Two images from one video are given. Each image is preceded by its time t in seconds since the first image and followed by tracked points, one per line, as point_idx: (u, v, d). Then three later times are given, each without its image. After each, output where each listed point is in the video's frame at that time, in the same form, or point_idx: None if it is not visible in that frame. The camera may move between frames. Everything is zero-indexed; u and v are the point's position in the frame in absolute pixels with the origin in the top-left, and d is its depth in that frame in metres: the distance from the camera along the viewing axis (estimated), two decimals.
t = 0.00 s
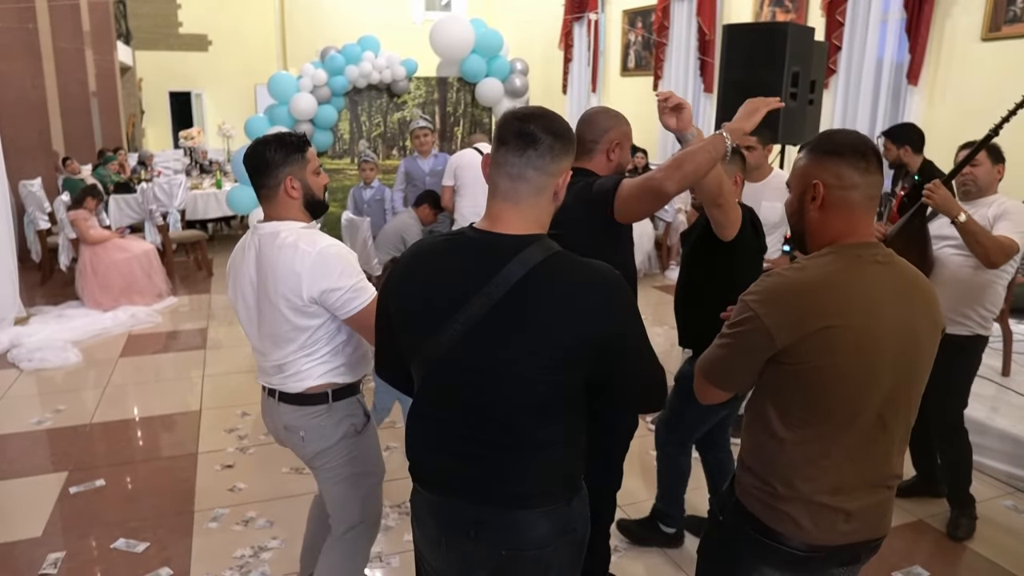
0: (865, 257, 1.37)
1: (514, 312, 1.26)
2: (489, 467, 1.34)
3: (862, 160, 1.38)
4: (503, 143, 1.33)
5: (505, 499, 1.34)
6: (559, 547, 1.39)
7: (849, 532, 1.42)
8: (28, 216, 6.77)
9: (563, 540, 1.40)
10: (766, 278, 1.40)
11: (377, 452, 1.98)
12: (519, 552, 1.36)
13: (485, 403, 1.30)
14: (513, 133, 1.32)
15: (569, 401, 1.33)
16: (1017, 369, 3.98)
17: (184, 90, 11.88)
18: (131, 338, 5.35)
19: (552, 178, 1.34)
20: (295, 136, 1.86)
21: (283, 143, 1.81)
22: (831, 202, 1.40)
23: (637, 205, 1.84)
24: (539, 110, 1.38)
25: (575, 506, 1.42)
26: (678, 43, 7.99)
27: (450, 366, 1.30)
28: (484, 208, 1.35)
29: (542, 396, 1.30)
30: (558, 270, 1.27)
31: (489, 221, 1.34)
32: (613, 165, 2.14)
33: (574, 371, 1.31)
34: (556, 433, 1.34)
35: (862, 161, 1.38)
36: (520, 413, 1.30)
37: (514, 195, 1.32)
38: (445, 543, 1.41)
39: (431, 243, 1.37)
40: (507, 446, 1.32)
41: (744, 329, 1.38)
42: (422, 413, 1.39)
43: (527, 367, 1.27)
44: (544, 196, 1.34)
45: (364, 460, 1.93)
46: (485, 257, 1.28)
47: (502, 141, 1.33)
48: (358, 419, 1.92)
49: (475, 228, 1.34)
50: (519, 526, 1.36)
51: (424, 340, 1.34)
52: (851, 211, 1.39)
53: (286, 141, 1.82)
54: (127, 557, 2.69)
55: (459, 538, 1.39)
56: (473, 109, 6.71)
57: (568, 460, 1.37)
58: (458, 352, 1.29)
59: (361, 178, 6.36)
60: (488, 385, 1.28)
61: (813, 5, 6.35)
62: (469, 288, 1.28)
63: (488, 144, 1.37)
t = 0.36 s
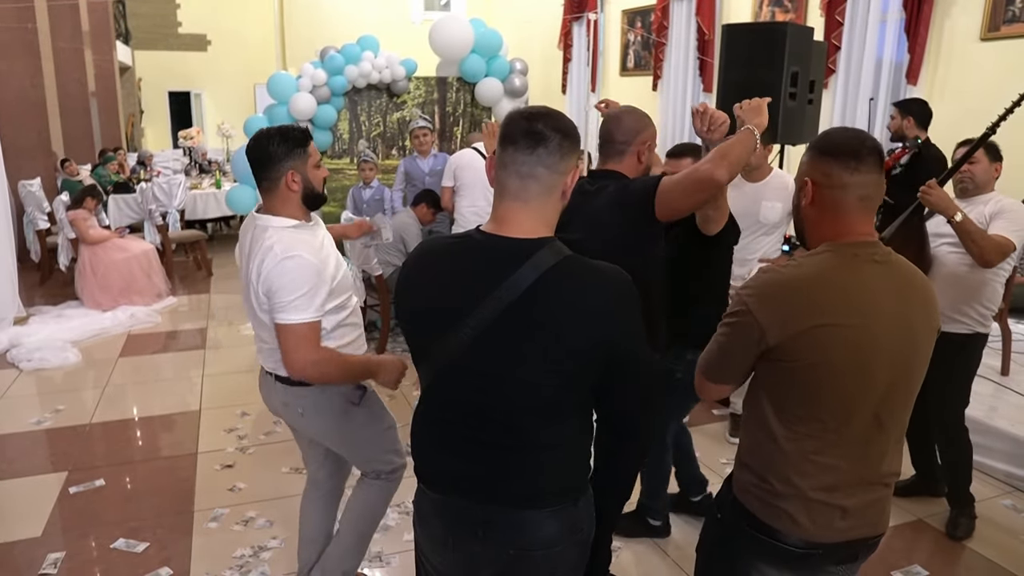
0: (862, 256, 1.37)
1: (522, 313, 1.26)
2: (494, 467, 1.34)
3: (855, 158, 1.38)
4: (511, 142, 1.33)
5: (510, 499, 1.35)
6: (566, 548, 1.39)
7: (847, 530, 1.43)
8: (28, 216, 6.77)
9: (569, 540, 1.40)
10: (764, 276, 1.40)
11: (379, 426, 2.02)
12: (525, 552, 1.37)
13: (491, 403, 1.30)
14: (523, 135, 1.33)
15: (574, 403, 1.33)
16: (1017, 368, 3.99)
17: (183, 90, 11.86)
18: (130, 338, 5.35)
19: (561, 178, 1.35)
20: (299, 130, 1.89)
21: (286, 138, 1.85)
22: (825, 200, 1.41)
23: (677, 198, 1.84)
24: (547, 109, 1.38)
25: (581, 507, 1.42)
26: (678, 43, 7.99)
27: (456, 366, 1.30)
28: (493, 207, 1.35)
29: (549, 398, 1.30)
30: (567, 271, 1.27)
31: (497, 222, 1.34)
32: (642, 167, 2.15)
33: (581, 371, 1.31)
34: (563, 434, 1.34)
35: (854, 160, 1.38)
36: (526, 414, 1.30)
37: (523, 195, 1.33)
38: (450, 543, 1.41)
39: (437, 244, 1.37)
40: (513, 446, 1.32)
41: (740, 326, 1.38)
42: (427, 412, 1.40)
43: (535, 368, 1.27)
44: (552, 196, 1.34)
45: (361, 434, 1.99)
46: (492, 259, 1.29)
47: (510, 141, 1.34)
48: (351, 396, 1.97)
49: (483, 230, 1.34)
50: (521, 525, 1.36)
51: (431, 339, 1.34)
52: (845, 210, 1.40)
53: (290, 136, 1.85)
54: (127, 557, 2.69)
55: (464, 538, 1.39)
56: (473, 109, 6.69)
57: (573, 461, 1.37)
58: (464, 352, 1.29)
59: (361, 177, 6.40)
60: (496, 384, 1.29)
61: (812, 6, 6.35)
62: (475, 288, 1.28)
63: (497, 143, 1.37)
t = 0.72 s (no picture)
0: (859, 255, 1.37)
1: (525, 315, 1.26)
2: (497, 468, 1.34)
3: (854, 159, 1.38)
4: (518, 143, 1.34)
5: (512, 500, 1.35)
6: (568, 548, 1.40)
7: (844, 529, 1.43)
8: (27, 216, 6.77)
9: (572, 541, 1.41)
10: (762, 276, 1.41)
11: (359, 430, 2.01)
12: (526, 553, 1.37)
13: (493, 404, 1.30)
14: (530, 136, 1.33)
15: (575, 403, 1.33)
16: (1016, 368, 4.00)
17: (182, 90, 11.86)
18: (130, 339, 5.35)
19: (567, 179, 1.35)
20: (281, 129, 1.90)
21: (268, 138, 1.85)
22: (825, 200, 1.41)
23: (704, 200, 1.90)
24: (551, 112, 1.39)
25: (582, 508, 1.42)
26: (677, 43, 7.99)
27: (458, 368, 1.31)
28: (497, 209, 1.35)
29: (551, 400, 1.30)
30: (570, 273, 1.27)
31: (503, 223, 1.34)
32: (661, 169, 2.12)
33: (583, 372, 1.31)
34: (565, 435, 1.34)
35: (854, 160, 1.38)
36: (529, 415, 1.30)
37: (528, 195, 1.33)
38: (452, 544, 1.42)
39: (440, 246, 1.38)
40: (515, 447, 1.33)
41: (738, 326, 1.38)
42: (429, 413, 1.40)
43: (538, 369, 1.28)
44: (557, 197, 1.34)
45: (342, 439, 1.98)
46: (494, 261, 1.29)
47: (516, 142, 1.34)
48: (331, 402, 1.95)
49: (487, 231, 1.34)
50: (522, 526, 1.36)
51: (433, 340, 1.35)
52: (842, 210, 1.40)
53: (271, 136, 1.86)
54: (128, 557, 2.69)
55: (467, 538, 1.39)
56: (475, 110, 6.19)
57: (575, 462, 1.38)
58: (467, 354, 1.30)
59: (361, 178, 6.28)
60: (498, 385, 1.29)
61: (811, 6, 6.35)
62: (479, 290, 1.29)
63: (503, 145, 1.37)
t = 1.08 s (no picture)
0: (858, 253, 1.38)
1: (529, 315, 1.26)
2: (499, 470, 1.34)
3: (860, 160, 1.39)
4: (532, 143, 1.36)
5: (515, 502, 1.35)
6: (569, 548, 1.40)
7: (845, 528, 1.43)
8: (26, 217, 6.77)
9: (573, 541, 1.41)
10: (763, 276, 1.40)
11: (322, 463, 1.93)
12: (527, 554, 1.37)
13: (495, 404, 1.30)
14: (541, 137, 1.35)
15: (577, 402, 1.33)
16: (1014, 367, 4.00)
17: (180, 90, 11.85)
18: (129, 339, 5.35)
19: (578, 182, 1.36)
20: (247, 140, 1.89)
21: (231, 149, 1.85)
22: (835, 202, 1.39)
23: (715, 191, 1.88)
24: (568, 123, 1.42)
25: (583, 509, 1.43)
26: (676, 43, 7.99)
27: (460, 368, 1.31)
28: (505, 207, 1.36)
29: (553, 400, 1.30)
30: (573, 274, 1.27)
31: (511, 220, 1.34)
32: (666, 167, 2.13)
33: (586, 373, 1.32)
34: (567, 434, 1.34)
35: (859, 161, 1.39)
36: (532, 416, 1.30)
37: (539, 194, 1.33)
38: (453, 546, 1.41)
39: (442, 247, 1.37)
40: (517, 448, 1.32)
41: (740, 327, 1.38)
42: (431, 414, 1.40)
43: (542, 369, 1.28)
44: (568, 198, 1.35)
45: (303, 473, 1.89)
46: (498, 262, 1.29)
47: (531, 142, 1.36)
48: (296, 431, 1.89)
49: (492, 229, 1.34)
50: (524, 526, 1.36)
51: (435, 340, 1.34)
52: (846, 210, 1.40)
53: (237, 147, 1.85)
54: (126, 557, 2.69)
55: (468, 540, 1.39)
56: (473, 109, 5.65)
57: (577, 462, 1.38)
58: (469, 353, 1.30)
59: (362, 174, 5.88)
60: (501, 386, 1.29)
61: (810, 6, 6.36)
62: (481, 289, 1.29)
63: (517, 147, 1.39)
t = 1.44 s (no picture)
0: (851, 252, 1.38)
1: (525, 316, 1.26)
2: (497, 472, 1.34)
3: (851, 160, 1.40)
4: (525, 143, 1.36)
5: (514, 504, 1.35)
6: (569, 548, 1.40)
7: (845, 526, 1.43)
8: (23, 217, 6.77)
9: (571, 543, 1.41)
10: (759, 277, 1.40)
11: (301, 458, 1.96)
12: (528, 556, 1.37)
13: (493, 406, 1.30)
14: (537, 138, 1.35)
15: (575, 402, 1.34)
16: (1012, 367, 4.01)
17: (178, 90, 11.83)
18: (126, 339, 5.34)
19: (571, 181, 1.37)
20: (225, 131, 1.89)
21: (207, 137, 1.85)
22: (823, 200, 1.39)
23: (702, 196, 1.87)
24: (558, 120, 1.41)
25: (581, 511, 1.43)
26: (674, 43, 8.00)
27: (457, 368, 1.31)
28: (500, 207, 1.36)
29: (551, 401, 1.30)
30: (570, 273, 1.27)
31: (507, 220, 1.34)
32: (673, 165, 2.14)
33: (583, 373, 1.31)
34: (565, 435, 1.34)
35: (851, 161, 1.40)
36: (530, 417, 1.30)
37: (534, 195, 1.33)
38: (452, 549, 1.41)
39: (437, 248, 1.37)
40: (516, 450, 1.32)
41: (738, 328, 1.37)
42: (429, 416, 1.39)
43: (539, 370, 1.27)
44: (562, 198, 1.36)
45: (284, 470, 1.91)
46: (494, 263, 1.28)
47: (524, 142, 1.36)
48: (280, 427, 1.90)
49: (488, 229, 1.35)
50: (526, 526, 1.36)
51: (432, 342, 1.34)
52: (837, 211, 1.40)
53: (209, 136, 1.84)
54: (124, 558, 2.68)
55: (467, 544, 1.38)
56: (470, 109, 5.61)
57: (575, 463, 1.38)
58: (467, 354, 1.29)
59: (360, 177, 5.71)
60: (499, 387, 1.29)
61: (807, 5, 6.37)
62: (478, 291, 1.28)
63: (511, 146, 1.39)
